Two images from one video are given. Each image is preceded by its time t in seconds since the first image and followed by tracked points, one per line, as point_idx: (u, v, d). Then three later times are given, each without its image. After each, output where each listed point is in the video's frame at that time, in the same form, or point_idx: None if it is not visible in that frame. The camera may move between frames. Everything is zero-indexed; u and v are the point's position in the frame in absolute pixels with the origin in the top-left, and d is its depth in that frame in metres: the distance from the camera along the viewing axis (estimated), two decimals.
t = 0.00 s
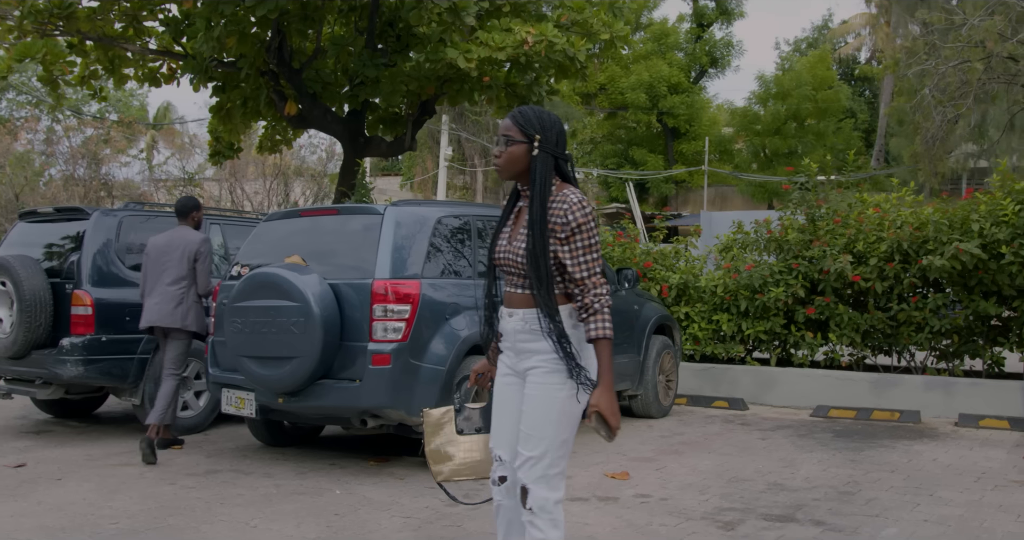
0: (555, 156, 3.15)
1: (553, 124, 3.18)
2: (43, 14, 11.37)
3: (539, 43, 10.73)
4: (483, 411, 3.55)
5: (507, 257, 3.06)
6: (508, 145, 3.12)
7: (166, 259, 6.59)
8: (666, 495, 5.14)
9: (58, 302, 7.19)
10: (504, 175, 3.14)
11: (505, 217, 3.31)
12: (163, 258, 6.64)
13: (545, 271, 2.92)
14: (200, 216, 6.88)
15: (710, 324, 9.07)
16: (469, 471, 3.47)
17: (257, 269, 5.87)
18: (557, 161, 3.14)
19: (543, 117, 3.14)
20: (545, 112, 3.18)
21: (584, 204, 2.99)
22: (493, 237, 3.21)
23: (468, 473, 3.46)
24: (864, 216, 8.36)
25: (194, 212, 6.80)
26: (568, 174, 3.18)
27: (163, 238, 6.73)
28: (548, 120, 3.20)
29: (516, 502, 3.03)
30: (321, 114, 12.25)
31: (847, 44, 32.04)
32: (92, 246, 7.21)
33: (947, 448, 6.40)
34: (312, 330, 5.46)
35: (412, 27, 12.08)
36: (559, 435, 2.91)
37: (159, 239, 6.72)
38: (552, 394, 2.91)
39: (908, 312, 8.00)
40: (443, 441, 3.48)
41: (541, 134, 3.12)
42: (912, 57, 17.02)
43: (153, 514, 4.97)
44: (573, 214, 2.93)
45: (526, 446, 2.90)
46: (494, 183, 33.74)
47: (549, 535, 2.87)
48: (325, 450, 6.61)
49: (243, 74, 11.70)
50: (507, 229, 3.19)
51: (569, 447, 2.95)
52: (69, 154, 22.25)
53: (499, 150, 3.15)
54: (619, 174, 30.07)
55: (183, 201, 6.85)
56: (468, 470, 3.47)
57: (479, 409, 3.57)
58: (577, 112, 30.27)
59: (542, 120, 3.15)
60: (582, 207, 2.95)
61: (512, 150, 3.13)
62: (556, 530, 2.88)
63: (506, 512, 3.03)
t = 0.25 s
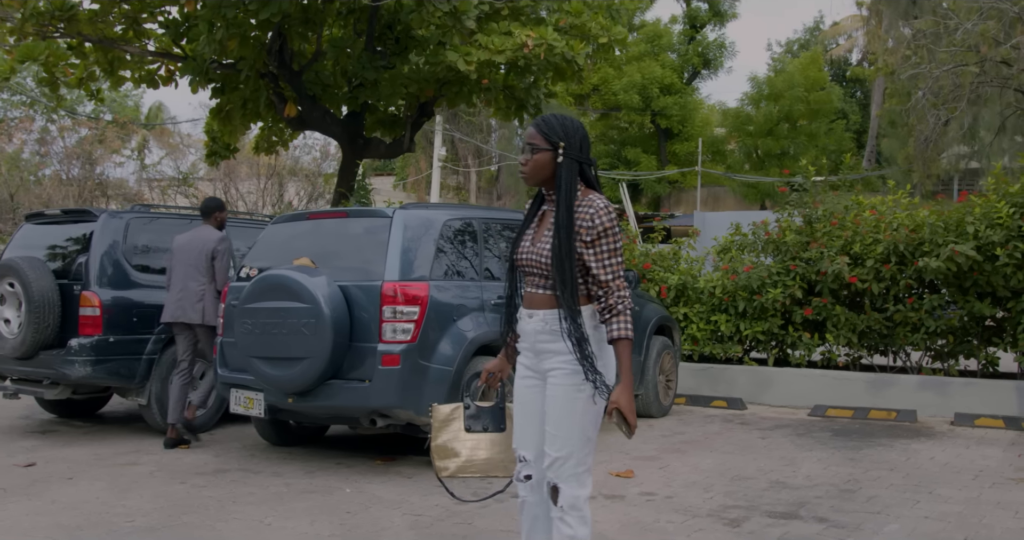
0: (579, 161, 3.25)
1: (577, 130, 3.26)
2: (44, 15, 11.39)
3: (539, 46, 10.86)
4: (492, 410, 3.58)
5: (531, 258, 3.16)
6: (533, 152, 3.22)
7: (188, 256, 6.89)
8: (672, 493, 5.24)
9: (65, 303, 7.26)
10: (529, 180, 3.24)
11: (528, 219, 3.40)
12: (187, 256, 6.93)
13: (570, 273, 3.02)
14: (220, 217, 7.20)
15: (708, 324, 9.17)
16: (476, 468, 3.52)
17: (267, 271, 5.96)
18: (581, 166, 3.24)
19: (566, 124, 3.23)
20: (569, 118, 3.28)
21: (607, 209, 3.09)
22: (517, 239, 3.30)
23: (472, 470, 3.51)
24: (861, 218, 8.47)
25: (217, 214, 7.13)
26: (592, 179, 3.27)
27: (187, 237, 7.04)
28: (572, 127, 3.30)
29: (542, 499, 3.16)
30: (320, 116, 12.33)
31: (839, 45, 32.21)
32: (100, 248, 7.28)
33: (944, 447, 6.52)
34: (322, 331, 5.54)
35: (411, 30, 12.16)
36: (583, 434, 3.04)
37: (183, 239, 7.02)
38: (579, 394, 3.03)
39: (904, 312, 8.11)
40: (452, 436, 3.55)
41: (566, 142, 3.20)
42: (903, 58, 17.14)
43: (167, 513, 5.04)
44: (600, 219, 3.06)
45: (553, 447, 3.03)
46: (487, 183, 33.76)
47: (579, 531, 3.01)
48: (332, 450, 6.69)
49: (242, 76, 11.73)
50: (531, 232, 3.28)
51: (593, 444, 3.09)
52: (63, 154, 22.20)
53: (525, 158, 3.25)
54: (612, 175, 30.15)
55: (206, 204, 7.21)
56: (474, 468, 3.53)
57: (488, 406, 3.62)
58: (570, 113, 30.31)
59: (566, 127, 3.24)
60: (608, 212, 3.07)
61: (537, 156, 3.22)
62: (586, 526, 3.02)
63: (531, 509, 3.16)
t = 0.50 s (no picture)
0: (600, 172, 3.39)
1: (598, 140, 3.40)
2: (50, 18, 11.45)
3: (543, 50, 10.97)
4: (514, 415, 3.73)
5: (553, 263, 3.31)
6: (557, 164, 3.36)
7: (220, 262, 7.24)
8: (679, 491, 5.35)
9: (78, 304, 7.36)
10: (553, 191, 3.39)
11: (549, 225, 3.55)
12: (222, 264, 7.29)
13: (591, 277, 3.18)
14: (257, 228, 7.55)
15: (711, 325, 9.27)
16: (510, 471, 3.64)
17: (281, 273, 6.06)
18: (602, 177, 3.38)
19: (588, 135, 3.37)
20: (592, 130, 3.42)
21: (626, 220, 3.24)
22: (538, 244, 3.45)
23: (507, 474, 3.63)
24: (862, 221, 8.58)
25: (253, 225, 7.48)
26: (613, 189, 3.42)
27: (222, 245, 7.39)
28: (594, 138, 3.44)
29: (561, 496, 3.34)
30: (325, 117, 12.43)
31: (838, 47, 32.32)
32: (112, 250, 7.38)
33: (946, 446, 6.62)
34: (335, 333, 5.64)
35: (414, 32, 12.22)
36: (603, 434, 3.19)
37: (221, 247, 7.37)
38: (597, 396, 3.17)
39: (906, 314, 8.21)
40: (486, 441, 3.65)
41: (589, 152, 3.35)
42: (903, 60, 17.22)
43: (185, 511, 5.15)
44: (621, 226, 3.22)
45: (574, 447, 3.19)
46: (488, 183, 33.81)
47: (600, 528, 3.17)
48: (343, 449, 6.80)
49: (248, 78, 11.80)
50: (553, 238, 3.43)
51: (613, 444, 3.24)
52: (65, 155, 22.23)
53: (549, 169, 3.39)
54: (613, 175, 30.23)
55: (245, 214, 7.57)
56: (508, 472, 3.64)
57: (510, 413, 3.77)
58: (571, 114, 30.37)
59: (587, 138, 3.38)
60: (628, 220, 3.24)
61: (561, 168, 3.36)
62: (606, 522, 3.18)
63: (551, 505, 3.34)
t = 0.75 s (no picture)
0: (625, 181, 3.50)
1: (622, 150, 3.53)
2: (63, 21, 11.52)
3: (553, 53, 11.08)
4: (541, 410, 4.05)
5: (573, 263, 3.45)
6: (584, 176, 3.51)
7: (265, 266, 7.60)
8: (690, 490, 5.46)
9: (97, 306, 7.48)
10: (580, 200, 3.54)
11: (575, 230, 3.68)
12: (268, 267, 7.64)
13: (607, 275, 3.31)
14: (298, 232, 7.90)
15: (719, 326, 9.35)
16: (526, 459, 3.91)
17: (298, 276, 6.17)
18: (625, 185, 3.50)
19: (611, 144, 3.49)
20: (617, 140, 3.54)
21: (644, 225, 3.36)
22: (560, 247, 3.59)
23: (523, 461, 3.90)
24: (870, 223, 8.70)
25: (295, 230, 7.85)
26: (637, 196, 3.53)
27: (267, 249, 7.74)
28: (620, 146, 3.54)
29: (580, 494, 3.46)
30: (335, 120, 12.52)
31: (844, 47, 32.34)
32: (130, 252, 7.50)
33: (952, 446, 6.73)
34: (352, 335, 5.75)
35: (423, 35, 12.25)
36: (621, 434, 3.30)
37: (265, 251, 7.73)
38: (613, 394, 3.28)
39: (912, 315, 8.31)
40: (506, 432, 4.01)
41: (613, 162, 3.48)
42: (909, 62, 17.27)
43: (208, 508, 5.27)
44: (640, 229, 3.35)
45: (592, 446, 3.31)
46: (495, 183, 33.87)
47: (617, 525, 3.26)
48: (359, 448, 6.92)
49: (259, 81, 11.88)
50: (574, 240, 3.58)
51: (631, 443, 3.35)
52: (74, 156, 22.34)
53: (576, 178, 3.54)
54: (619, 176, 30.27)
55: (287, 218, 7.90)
56: (526, 457, 3.92)
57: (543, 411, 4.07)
58: (577, 115, 30.43)
59: (610, 146, 3.51)
60: (647, 225, 3.37)
61: (588, 179, 3.51)
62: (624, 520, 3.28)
63: (571, 503, 3.47)
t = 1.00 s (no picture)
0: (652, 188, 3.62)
1: (648, 157, 3.65)
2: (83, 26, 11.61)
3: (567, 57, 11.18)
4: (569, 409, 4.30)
5: (601, 268, 3.57)
6: (611, 183, 3.63)
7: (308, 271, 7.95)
8: (706, 488, 5.57)
9: (121, 307, 7.62)
10: (606, 206, 3.65)
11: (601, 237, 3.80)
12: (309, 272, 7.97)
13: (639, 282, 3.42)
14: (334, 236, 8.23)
15: (733, 327, 9.44)
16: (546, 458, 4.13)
17: (320, 278, 6.29)
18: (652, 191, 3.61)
19: (638, 152, 3.62)
20: (643, 148, 3.65)
21: (671, 230, 3.47)
22: (587, 253, 3.72)
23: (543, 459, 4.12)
24: (882, 225, 8.80)
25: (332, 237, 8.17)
26: (663, 201, 3.64)
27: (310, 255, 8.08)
28: (647, 155, 3.66)
29: (602, 491, 3.58)
30: (351, 123, 12.61)
31: (856, 48, 32.34)
32: (153, 254, 7.63)
33: (963, 446, 6.82)
34: (373, 336, 5.86)
35: (438, 38, 12.28)
36: (643, 433, 3.43)
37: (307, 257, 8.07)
38: (637, 395, 3.41)
39: (924, 317, 8.39)
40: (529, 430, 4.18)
41: (640, 169, 3.61)
42: (922, 65, 17.30)
43: (235, 505, 5.40)
44: (667, 235, 3.45)
45: (615, 445, 3.43)
46: (506, 185, 33.93)
47: (638, 521, 3.38)
48: (379, 446, 7.05)
49: (275, 84, 11.98)
50: (601, 247, 3.70)
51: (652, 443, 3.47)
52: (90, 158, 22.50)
53: (603, 185, 3.67)
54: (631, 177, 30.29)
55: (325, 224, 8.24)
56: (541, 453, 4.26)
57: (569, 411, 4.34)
58: (589, 116, 30.47)
59: (638, 155, 3.63)
60: (673, 231, 3.47)
61: (615, 186, 3.63)
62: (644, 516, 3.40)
63: (593, 499, 3.59)
